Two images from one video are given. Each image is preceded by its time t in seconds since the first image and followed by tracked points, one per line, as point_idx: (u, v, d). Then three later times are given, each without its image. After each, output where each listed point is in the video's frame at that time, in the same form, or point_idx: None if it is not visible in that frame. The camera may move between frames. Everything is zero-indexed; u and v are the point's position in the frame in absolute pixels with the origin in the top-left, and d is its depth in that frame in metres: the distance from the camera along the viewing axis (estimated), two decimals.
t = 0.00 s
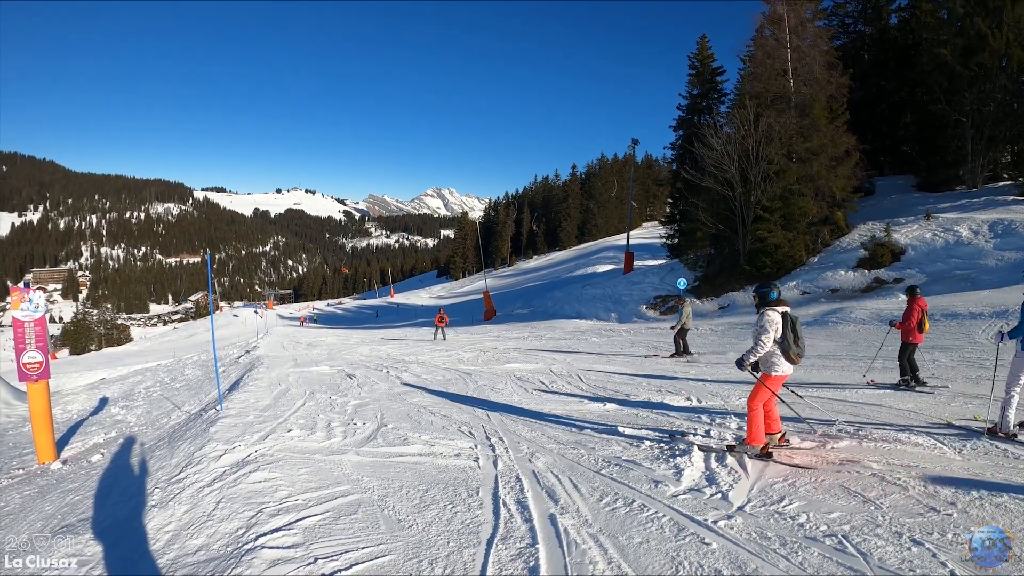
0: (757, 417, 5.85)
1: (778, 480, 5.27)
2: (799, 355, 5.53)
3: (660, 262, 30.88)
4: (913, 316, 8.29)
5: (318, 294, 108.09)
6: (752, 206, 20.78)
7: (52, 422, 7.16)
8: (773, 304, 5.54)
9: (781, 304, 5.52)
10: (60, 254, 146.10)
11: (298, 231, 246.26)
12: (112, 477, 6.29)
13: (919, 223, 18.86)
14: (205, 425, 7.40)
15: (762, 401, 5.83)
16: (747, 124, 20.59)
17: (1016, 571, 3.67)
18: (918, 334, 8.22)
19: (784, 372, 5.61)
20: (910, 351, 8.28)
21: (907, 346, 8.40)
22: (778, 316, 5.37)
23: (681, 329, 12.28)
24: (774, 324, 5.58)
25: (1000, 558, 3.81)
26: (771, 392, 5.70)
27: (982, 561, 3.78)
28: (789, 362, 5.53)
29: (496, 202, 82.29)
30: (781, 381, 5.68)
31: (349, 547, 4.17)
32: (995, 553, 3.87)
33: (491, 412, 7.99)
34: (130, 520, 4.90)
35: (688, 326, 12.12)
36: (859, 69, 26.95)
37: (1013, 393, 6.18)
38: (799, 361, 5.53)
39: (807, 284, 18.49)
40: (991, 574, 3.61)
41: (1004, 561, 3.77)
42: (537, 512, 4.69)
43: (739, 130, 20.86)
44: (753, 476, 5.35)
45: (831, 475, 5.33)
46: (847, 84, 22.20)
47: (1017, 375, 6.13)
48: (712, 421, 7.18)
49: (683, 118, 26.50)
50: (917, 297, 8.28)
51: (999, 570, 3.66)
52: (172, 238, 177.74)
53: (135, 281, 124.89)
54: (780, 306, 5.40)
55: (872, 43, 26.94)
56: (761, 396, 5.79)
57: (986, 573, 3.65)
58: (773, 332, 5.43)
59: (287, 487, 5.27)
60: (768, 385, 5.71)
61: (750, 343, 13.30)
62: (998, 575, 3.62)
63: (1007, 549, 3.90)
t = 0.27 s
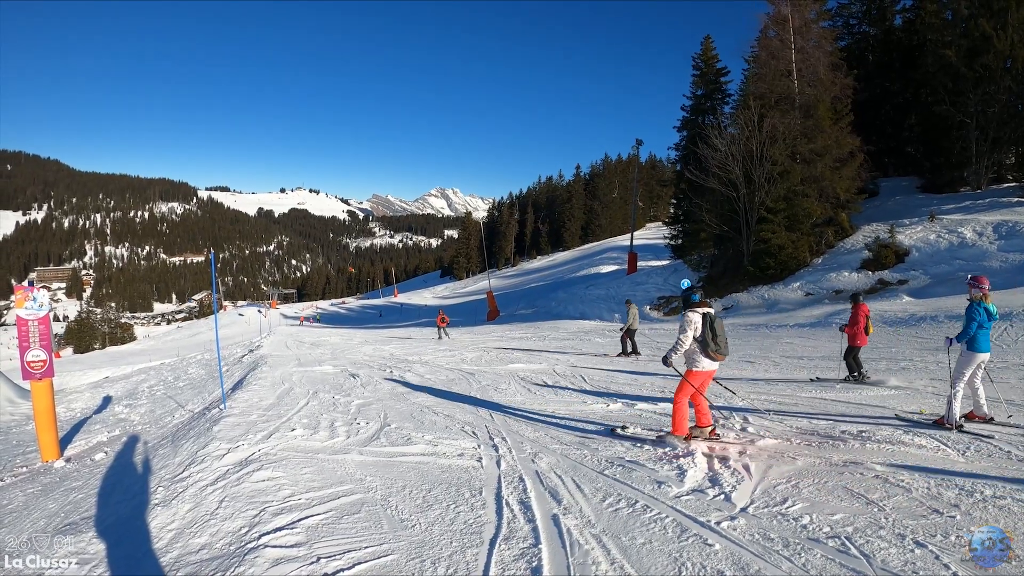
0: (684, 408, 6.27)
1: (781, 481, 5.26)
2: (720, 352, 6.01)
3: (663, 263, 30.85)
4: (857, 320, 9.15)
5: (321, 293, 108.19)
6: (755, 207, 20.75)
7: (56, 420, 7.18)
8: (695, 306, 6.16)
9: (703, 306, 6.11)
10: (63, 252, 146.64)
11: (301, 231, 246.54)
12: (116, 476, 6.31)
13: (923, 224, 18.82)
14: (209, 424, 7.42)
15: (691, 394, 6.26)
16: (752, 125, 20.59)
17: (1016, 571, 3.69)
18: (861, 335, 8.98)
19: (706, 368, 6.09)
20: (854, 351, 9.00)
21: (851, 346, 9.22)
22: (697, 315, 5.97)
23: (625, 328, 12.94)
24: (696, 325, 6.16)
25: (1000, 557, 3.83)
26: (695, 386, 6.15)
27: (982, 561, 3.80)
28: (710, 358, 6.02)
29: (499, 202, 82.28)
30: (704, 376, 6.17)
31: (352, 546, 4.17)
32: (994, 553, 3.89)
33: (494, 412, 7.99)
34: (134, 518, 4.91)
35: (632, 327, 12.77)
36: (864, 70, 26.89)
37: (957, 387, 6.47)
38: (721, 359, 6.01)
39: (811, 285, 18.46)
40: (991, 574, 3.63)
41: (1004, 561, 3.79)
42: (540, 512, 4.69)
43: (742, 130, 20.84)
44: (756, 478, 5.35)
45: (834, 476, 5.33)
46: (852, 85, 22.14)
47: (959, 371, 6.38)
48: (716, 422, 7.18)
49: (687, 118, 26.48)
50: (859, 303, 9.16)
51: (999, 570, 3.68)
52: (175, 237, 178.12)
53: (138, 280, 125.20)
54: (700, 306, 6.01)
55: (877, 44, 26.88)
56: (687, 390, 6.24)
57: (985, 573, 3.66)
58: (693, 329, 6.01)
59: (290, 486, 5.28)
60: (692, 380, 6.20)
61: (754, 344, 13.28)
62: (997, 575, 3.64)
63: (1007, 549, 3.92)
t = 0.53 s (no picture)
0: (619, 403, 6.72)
1: (783, 483, 5.25)
2: (643, 351, 6.49)
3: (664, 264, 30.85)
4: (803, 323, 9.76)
5: (323, 293, 108.30)
6: (757, 208, 20.74)
7: (57, 420, 7.18)
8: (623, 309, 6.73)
9: (630, 309, 6.65)
10: (66, 252, 146.99)
11: (302, 231, 246.80)
12: (118, 476, 6.32)
13: (925, 225, 18.80)
14: (211, 425, 7.43)
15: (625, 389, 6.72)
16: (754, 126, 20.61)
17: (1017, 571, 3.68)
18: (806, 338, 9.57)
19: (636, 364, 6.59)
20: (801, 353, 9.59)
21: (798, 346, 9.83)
22: (622, 317, 6.51)
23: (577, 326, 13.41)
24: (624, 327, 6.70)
25: (1000, 558, 3.83)
26: (622, 382, 6.65)
27: (982, 561, 3.80)
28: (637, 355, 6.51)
29: (501, 202, 82.31)
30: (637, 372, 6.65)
31: (353, 546, 4.17)
32: (995, 553, 3.89)
33: (496, 413, 7.98)
34: (135, 518, 4.92)
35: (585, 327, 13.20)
36: (866, 70, 26.86)
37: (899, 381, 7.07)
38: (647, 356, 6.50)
39: (813, 286, 18.44)
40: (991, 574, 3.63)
41: (1004, 561, 3.79)
42: (542, 513, 4.69)
43: (745, 131, 20.83)
44: (758, 479, 5.34)
45: (836, 477, 5.32)
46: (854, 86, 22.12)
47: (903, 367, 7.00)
48: (718, 423, 7.17)
49: (689, 119, 26.47)
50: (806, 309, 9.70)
51: (1001, 571, 3.67)
52: (177, 237, 178.36)
53: (140, 280, 125.39)
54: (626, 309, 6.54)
55: (879, 45, 26.84)
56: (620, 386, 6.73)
57: (986, 573, 3.66)
58: (618, 329, 6.56)
59: (292, 486, 5.28)
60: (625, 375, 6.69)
61: (756, 345, 13.28)
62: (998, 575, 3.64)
63: (1007, 549, 3.92)
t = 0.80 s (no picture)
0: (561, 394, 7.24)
1: (783, 481, 5.25)
2: (571, 348, 7.01)
3: (664, 263, 30.86)
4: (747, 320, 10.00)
5: (323, 293, 108.30)
6: (757, 207, 20.74)
7: (57, 420, 7.18)
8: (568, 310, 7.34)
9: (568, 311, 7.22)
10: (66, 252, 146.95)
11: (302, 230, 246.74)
12: (118, 475, 6.32)
13: (925, 223, 18.79)
14: (211, 424, 7.44)
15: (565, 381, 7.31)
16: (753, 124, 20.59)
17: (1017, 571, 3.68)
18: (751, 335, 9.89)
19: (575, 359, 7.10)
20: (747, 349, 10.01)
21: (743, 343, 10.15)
22: (557, 316, 7.16)
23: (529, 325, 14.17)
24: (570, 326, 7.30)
25: (1000, 557, 3.82)
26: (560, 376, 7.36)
27: (982, 560, 3.80)
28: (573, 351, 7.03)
29: (501, 202, 82.29)
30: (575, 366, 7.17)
31: (353, 546, 4.17)
32: (995, 553, 3.88)
33: (496, 412, 7.98)
34: (135, 518, 4.92)
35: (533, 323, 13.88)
36: (865, 69, 26.85)
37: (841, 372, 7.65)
38: (579, 351, 6.95)
39: (813, 285, 18.44)
40: (991, 574, 3.63)
41: (1003, 561, 3.78)
42: (542, 512, 4.69)
43: (744, 130, 20.82)
44: (758, 477, 5.34)
45: (835, 476, 5.32)
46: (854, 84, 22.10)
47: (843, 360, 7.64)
48: (718, 421, 7.17)
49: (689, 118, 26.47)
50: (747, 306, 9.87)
51: (1000, 570, 3.67)
52: (177, 237, 178.31)
53: (140, 280, 125.33)
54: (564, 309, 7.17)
55: (879, 43, 26.82)
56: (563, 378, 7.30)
57: (986, 573, 3.66)
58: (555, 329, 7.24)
59: (292, 485, 5.28)
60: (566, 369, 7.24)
61: (756, 343, 13.29)
62: (997, 574, 3.64)
63: (1007, 548, 3.91)
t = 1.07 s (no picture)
0: (516, 384, 7.85)
1: (784, 482, 5.25)
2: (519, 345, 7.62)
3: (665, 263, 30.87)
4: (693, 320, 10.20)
5: (324, 293, 108.28)
6: (759, 207, 20.72)
7: (58, 419, 7.18)
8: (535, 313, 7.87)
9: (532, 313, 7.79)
10: (67, 251, 147.03)
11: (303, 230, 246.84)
12: (118, 475, 6.32)
13: (926, 224, 18.78)
14: (212, 424, 7.43)
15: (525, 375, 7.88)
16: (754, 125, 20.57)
17: (1017, 571, 3.69)
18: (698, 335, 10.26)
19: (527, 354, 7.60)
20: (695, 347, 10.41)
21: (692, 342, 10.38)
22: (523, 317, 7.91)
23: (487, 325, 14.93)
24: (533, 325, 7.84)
25: (1000, 558, 3.83)
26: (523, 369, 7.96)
27: (982, 561, 3.81)
28: (523, 346, 7.57)
29: (502, 202, 82.32)
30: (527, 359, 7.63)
31: (354, 545, 4.17)
32: (995, 553, 3.89)
33: (497, 412, 7.96)
34: (137, 517, 4.93)
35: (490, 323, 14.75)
36: (866, 70, 26.85)
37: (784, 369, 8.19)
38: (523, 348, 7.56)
39: (814, 286, 18.44)
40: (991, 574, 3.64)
41: (1004, 561, 3.79)
42: (543, 512, 4.69)
43: (746, 130, 20.81)
44: (759, 478, 5.33)
45: (837, 477, 5.32)
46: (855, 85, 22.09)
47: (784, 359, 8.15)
48: (720, 422, 7.16)
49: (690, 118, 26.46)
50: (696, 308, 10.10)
51: (1000, 570, 3.69)
52: (177, 237, 178.32)
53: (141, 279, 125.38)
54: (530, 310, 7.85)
55: (880, 44, 26.82)
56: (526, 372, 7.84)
57: (986, 572, 3.67)
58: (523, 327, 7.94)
59: (293, 485, 5.28)
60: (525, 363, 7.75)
61: (757, 344, 13.28)
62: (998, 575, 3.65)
63: (1008, 549, 3.92)
